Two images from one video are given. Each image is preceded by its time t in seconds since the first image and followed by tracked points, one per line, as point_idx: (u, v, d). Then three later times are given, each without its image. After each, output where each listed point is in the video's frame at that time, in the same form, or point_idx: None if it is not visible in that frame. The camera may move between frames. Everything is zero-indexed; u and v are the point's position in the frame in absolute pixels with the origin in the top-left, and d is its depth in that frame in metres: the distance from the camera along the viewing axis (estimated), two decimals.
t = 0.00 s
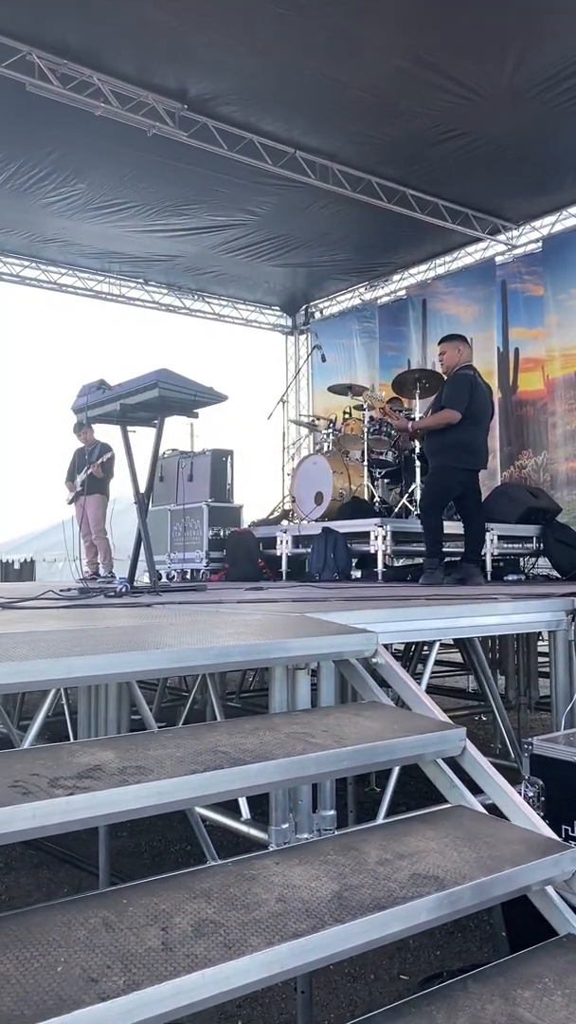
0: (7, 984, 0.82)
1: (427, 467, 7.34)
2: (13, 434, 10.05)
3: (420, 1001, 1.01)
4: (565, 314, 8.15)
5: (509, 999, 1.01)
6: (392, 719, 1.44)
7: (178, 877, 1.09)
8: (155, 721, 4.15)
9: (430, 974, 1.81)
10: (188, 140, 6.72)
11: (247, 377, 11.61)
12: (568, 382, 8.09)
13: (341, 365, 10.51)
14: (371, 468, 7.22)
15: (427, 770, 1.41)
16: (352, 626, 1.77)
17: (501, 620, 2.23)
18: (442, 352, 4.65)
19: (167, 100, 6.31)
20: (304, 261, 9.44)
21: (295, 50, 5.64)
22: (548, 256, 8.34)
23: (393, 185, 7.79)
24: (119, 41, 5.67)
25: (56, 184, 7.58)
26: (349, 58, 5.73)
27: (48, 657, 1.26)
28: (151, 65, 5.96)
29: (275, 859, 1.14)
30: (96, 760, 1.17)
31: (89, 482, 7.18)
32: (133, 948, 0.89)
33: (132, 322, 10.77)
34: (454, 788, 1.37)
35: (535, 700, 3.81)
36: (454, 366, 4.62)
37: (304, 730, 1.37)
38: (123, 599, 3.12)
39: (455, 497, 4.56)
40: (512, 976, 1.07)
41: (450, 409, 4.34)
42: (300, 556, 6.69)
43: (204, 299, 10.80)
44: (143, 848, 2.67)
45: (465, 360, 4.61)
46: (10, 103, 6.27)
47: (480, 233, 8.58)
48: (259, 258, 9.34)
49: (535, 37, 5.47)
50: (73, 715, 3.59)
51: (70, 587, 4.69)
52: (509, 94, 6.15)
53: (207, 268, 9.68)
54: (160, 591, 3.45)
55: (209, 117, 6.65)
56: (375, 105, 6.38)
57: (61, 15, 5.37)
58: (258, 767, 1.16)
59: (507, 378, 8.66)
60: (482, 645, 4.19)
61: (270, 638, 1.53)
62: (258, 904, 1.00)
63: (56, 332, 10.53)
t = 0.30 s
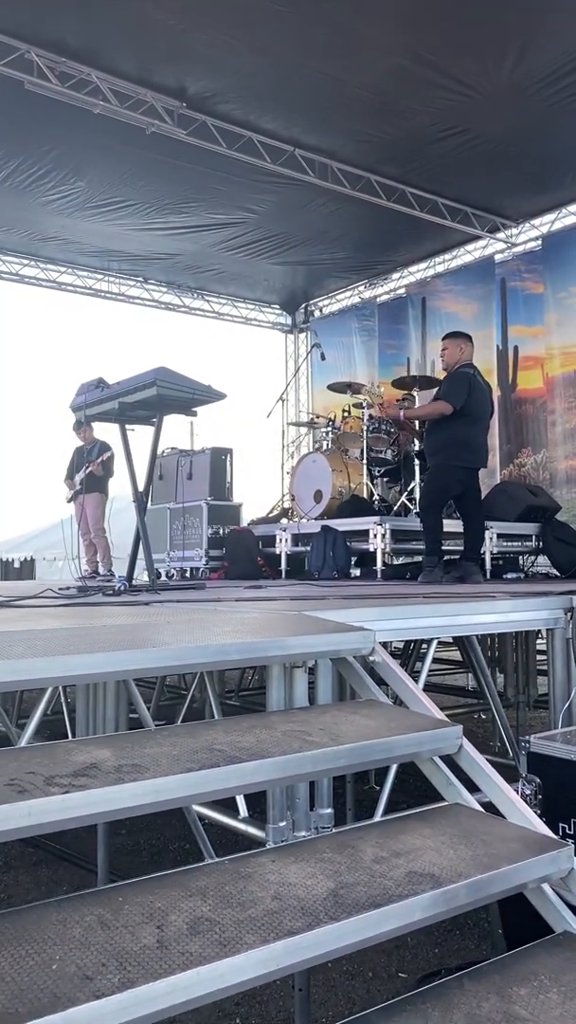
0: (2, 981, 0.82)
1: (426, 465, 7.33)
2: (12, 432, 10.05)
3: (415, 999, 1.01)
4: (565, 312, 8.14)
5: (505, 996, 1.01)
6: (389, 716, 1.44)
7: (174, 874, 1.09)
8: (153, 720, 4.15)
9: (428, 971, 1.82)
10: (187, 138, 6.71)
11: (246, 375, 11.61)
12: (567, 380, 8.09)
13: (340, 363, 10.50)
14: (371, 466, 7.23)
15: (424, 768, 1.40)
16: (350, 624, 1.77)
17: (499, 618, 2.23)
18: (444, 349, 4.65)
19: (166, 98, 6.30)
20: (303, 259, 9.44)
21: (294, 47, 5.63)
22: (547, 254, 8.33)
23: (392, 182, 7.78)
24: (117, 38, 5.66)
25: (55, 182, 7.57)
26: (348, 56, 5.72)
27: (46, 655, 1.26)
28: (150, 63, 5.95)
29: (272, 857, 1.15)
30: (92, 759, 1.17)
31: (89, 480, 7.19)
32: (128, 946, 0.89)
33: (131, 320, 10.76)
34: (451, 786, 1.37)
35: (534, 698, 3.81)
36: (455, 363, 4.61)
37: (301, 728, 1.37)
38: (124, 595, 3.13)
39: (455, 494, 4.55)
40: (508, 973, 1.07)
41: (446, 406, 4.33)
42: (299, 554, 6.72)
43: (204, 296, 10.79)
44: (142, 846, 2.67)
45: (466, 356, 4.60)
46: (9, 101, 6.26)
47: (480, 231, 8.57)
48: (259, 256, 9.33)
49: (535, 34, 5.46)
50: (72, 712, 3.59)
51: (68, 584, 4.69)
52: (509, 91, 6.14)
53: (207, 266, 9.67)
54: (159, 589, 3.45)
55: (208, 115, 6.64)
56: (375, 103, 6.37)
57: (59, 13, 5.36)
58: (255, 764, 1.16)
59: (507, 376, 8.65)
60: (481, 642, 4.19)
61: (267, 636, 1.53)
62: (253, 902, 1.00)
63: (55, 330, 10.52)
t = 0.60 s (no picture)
0: None
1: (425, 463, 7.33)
2: (12, 431, 10.06)
3: (414, 998, 1.01)
4: (564, 310, 8.14)
5: (503, 995, 1.01)
6: (389, 714, 1.44)
7: (173, 873, 1.08)
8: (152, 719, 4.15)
9: (427, 970, 1.82)
10: (185, 137, 6.70)
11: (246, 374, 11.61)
12: (567, 378, 8.08)
13: (340, 362, 10.49)
14: (370, 465, 7.23)
15: (423, 765, 1.40)
16: (349, 623, 1.77)
17: (499, 616, 2.23)
18: (442, 348, 4.64)
19: (165, 96, 6.29)
20: (303, 258, 9.44)
21: (292, 45, 5.62)
22: (547, 252, 8.32)
23: (391, 181, 7.77)
24: (116, 37, 5.65)
25: (54, 181, 7.56)
26: (347, 54, 5.72)
27: (45, 654, 1.26)
28: (149, 61, 5.95)
29: (271, 855, 1.14)
30: (91, 757, 1.17)
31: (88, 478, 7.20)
32: (126, 945, 0.89)
33: (131, 319, 10.75)
34: (450, 783, 1.37)
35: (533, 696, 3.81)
36: (453, 361, 4.60)
37: (301, 725, 1.37)
38: (121, 595, 3.04)
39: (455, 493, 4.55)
40: (507, 971, 1.07)
41: (448, 407, 4.32)
42: (298, 552, 6.72)
43: (203, 295, 10.79)
44: (141, 845, 2.67)
45: (465, 355, 4.59)
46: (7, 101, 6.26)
47: (479, 229, 8.56)
48: (258, 255, 9.33)
49: (534, 31, 5.45)
50: (71, 710, 3.59)
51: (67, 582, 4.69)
52: (508, 89, 6.14)
53: (206, 265, 9.67)
54: (158, 587, 3.45)
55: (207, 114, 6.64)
56: (373, 101, 6.36)
57: (57, 11, 5.35)
58: (253, 762, 1.16)
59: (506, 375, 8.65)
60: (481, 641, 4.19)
61: (266, 635, 1.52)
62: (252, 899, 1.00)
63: (54, 329, 10.52)
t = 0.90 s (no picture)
0: None
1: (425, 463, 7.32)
2: (10, 430, 10.04)
3: (414, 999, 1.00)
4: (563, 310, 8.14)
5: (504, 996, 1.01)
6: (389, 714, 1.44)
7: (172, 874, 1.08)
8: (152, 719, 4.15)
9: (428, 970, 1.81)
10: (185, 136, 6.70)
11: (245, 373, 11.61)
12: (566, 378, 8.08)
13: (339, 362, 10.49)
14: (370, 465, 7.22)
15: (423, 765, 1.40)
16: (349, 623, 1.77)
17: (499, 616, 2.22)
18: (439, 349, 4.63)
19: (164, 96, 6.29)
20: (302, 258, 9.44)
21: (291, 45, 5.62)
22: (546, 252, 8.32)
23: (390, 180, 7.77)
24: (115, 36, 5.64)
25: (53, 181, 7.56)
26: (346, 53, 5.71)
27: (47, 654, 1.25)
28: (147, 61, 5.94)
29: (271, 856, 1.14)
30: (91, 757, 1.17)
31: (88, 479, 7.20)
32: (126, 946, 0.88)
33: (130, 318, 10.75)
34: (450, 784, 1.37)
35: (533, 696, 3.81)
36: (451, 362, 4.60)
37: (301, 725, 1.37)
38: (122, 595, 3.04)
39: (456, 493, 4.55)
40: (507, 972, 1.07)
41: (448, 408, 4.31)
42: (298, 552, 6.72)
43: (202, 294, 10.79)
44: (141, 845, 2.66)
45: (462, 354, 4.59)
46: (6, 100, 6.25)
47: (478, 228, 8.56)
48: (257, 254, 9.32)
49: (533, 31, 5.45)
50: (70, 710, 3.58)
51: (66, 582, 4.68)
52: (507, 89, 6.14)
53: (205, 264, 9.66)
54: (157, 587, 3.45)
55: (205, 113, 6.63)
56: (372, 101, 6.36)
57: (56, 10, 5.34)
58: (254, 763, 1.15)
59: (505, 375, 8.65)
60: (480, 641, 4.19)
61: (266, 636, 1.52)
62: (252, 901, 1.00)
63: (53, 329, 10.51)
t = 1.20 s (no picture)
0: None
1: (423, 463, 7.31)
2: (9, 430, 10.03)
3: (414, 1001, 1.00)
4: (562, 310, 8.14)
5: (503, 996, 1.01)
6: (388, 714, 1.44)
7: (170, 876, 1.08)
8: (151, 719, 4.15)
9: (427, 970, 1.81)
10: (183, 136, 6.70)
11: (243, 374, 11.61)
12: (564, 378, 8.08)
13: (338, 362, 10.49)
14: (368, 465, 7.22)
15: (422, 766, 1.40)
16: (348, 623, 1.77)
17: (497, 616, 2.22)
18: (436, 349, 4.63)
19: (162, 96, 6.28)
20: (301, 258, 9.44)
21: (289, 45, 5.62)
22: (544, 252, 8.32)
23: (389, 180, 7.77)
24: (112, 36, 5.64)
25: (51, 181, 7.55)
26: (344, 53, 5.71)
27: (48, 655, 1.25)
28: (145, 61, 5.94)
29: (270, 857, 1.14)
30: (89, 758, 1.17)
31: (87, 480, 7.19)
32: (124, 947, 0.88)
33: (128, 318, 10.74)
34: (449, 784, 1.37)
35: (532, 696, 3.81)
36: (448, 362, 4.60)
37: (301, 726, 1.36)
38: (120, 595, 3.07)
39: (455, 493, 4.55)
40: (506, 972, 1.07)
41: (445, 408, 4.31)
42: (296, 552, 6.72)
43: (200, 295, 10.77)
44: (139, 847, 2.66)
45: (459, 354, 4.59)
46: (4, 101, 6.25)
47: (476, 229, 8.56)
48: (256, 254, 9.32)
49: (531, 30, 5.45)
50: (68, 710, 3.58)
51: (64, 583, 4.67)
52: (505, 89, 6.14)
53: (204, 264, 9.64)
54: (156, 587, 3.44)
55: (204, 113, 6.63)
56: (371, 101, 6.36)
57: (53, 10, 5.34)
58: (252, 764, 1.15)
59: (504, 375, 8.65)
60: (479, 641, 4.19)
61: (265, 636, 1.52)
62: (251, 902, 0.99)
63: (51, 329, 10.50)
